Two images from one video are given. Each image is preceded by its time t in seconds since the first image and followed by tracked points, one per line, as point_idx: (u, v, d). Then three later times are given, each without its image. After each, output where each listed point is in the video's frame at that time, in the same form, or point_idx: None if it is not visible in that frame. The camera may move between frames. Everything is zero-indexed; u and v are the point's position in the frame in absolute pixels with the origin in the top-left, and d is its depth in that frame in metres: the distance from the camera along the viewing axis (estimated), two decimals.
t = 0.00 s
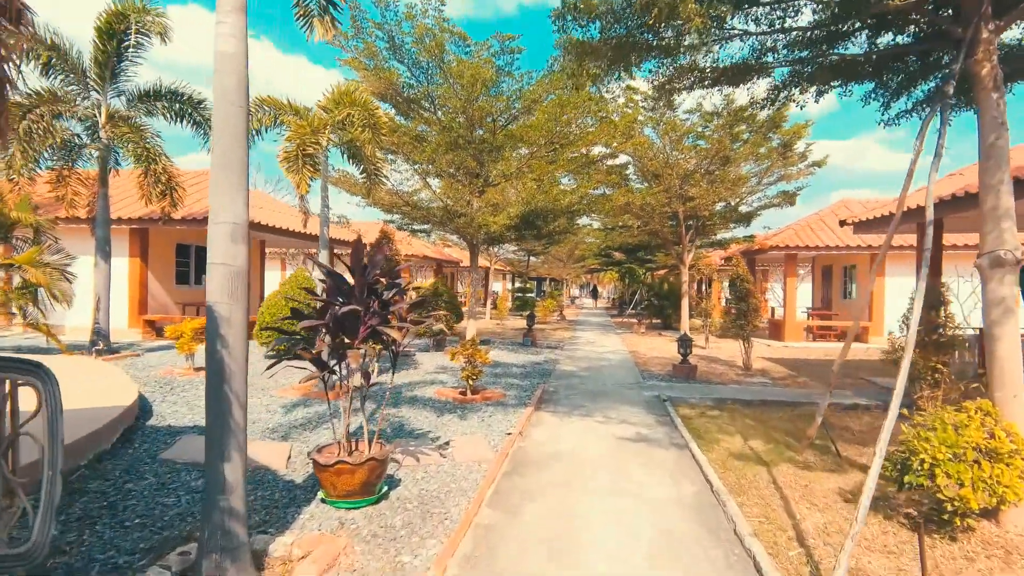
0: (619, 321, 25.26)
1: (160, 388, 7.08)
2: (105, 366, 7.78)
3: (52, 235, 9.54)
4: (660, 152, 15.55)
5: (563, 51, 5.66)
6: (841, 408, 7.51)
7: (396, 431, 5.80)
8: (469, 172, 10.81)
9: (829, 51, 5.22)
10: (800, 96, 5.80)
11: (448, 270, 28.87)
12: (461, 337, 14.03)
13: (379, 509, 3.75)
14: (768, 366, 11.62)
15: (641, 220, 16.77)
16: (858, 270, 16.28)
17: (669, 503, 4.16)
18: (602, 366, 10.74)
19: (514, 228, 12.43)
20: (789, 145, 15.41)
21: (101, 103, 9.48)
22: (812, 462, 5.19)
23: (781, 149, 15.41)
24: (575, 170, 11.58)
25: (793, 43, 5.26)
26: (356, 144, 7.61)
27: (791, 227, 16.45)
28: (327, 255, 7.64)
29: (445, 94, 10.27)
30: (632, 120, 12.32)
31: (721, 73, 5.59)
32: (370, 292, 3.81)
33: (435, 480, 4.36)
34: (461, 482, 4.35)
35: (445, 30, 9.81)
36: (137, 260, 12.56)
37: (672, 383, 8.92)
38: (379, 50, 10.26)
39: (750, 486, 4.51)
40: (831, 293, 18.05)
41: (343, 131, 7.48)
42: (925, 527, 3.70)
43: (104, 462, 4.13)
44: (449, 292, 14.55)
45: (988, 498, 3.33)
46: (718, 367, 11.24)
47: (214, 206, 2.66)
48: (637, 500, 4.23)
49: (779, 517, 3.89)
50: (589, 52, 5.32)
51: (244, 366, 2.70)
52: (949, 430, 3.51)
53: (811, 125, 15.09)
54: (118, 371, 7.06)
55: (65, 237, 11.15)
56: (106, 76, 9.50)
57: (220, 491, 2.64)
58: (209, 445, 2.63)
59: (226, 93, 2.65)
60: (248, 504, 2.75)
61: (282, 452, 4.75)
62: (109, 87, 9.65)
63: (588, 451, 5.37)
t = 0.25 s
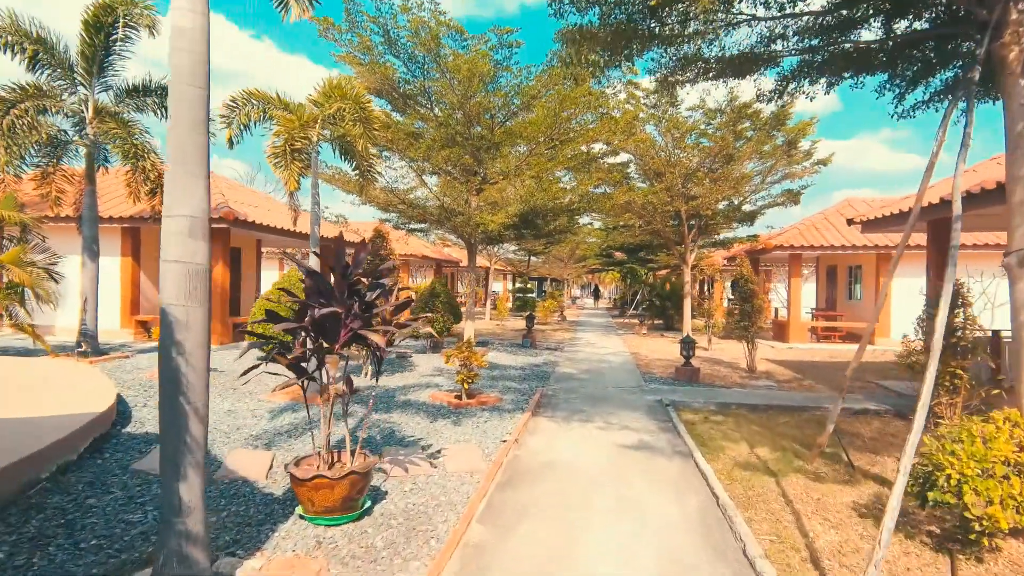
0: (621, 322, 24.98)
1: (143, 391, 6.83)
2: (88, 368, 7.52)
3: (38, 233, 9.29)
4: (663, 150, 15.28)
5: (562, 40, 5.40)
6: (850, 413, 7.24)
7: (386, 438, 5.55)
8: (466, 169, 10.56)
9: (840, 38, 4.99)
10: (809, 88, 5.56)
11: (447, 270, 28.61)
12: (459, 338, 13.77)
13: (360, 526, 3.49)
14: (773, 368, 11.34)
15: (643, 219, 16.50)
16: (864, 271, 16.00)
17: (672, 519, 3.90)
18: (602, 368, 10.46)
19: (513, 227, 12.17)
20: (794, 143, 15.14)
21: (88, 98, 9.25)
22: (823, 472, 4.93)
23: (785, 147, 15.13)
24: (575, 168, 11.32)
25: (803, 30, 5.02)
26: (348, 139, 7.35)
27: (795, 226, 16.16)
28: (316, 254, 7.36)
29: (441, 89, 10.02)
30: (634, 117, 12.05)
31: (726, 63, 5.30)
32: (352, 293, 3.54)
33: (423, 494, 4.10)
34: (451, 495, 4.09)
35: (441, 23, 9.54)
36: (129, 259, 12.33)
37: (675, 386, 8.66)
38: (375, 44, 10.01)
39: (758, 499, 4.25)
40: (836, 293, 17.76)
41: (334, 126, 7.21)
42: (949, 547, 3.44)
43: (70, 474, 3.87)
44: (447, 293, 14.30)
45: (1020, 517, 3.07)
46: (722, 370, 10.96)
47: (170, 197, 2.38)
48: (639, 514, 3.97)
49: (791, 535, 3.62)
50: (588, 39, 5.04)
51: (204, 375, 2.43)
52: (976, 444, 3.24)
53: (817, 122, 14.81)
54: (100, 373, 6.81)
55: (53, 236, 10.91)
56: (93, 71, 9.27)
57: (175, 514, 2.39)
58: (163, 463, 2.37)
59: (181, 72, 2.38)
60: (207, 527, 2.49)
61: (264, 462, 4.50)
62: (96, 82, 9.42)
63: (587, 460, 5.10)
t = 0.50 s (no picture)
0: (622, 322, 24.70)
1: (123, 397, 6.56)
2: (69, 372, 7.27)
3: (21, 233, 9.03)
4: (664, 148, 15.00)
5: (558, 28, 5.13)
6: (859, 420, 6.96)
7: (373, 447, 5.28)
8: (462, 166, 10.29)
9: (853, 26, 4.74)
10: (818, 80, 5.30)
11: (446, 270, 28.33)
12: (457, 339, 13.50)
13: (334, 549, 3.22)
14: (777, 371, 11.06)
15: (644, 218, 16.22)
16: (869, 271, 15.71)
17: (674, 539, 3.63)
18: (601, 371, 10.18)
19: (511, 226, 11.89)
20: (798, 141, 14.85)
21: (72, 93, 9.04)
22: (833, 485, 4.65)
23: (789, 145, 14.84)
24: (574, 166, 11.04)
25: (813, 16, 4.76)
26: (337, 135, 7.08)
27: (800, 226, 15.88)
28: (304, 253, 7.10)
29: (437, 84, 9.75)
30: (634, 114, 11.77)
31: (731, 52, 5.02)
32: (327, 297, 3.28)
33: (407, 511, 3.83)
34: (436, 512, 3.82)
35: (436, 15, 9.27)
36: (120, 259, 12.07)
37: (676, 391, 8.38)
38: (368, 39, 9.74)
39: (766, 516, 3.97)
40: (840, 294, 17.47)
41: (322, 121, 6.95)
42: (974, 573, 3.16)
43: (26, 490, 3.61)
44: (444, 293, 14.02)
45: None
46: (724, 372, 10.68)
47: (110, 189, 2.13)
48: (638, 534, 3.69)
49: (802, 558, 3.35)
50: (584, 25, 4.77)
51: (148, 390, 2.17)
52: (1007, 462, 2.97)
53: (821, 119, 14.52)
54: (80, 378, 6.55)
55: (40, 235, 10.66)
56: (78, 65, 9.02)
57: (114, 546, 2.12)
58: (100, 489, 2.11)
59: (121, 51, 2.13)
60: (153, 559, 2.23)
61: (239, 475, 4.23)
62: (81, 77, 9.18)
63: (583, 472, 4.83)
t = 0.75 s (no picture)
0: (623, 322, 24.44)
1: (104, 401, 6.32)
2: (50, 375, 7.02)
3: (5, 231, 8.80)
4: (666, 146, 14.74)
5: (556, 13, 4.87)
6: (869, 424, 6.70)
7: (360, 455, 5.02)
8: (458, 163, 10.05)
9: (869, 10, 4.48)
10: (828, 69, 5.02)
11: (446, 270, 28.09)
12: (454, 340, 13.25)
13: (309, 570, 2.97)
14: (782, 372, 10.80)
15: (645, 217, 15.96)
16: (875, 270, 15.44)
17: (677, 557, 3.37)
18: (602, 373, 9.92)
19: (509, 224, 11.63)
20: (802, 137, 14.58)
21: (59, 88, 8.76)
22: (846, 496, 4.39)
23: (793, 142, 14.56)
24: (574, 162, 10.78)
25: None
26: (327, 130, 6.82)
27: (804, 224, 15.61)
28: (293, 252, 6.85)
29: (432, 78, 9.49)
30: (635, 109, 11.51)
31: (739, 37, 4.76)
32: (301, 296, 3.03)
33: (391, 526, 3.57)
34: (423, 528, 3.56)
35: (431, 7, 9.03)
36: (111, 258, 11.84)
37: (679, 394, 8.11)
38: (362, 32, 9.48)
39: (776, 532, 3.71)
40: (845, 293, 17.20)
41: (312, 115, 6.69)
42: None
43: None
44: (442, 293, 13.78)
45: None
46: (728, 374, 10.42)
47: (38, 174, 1.88)
48: (639, 552, 3.43)
49: None
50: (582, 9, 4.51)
51: (83, 401, 1.92)
52: None
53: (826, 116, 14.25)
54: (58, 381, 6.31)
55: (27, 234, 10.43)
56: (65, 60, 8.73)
57: None
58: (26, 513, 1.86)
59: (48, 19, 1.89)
60: None
61: (215, 486, 3.98)
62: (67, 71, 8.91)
63: (582, 482, 4.57)
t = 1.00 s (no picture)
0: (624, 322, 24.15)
1: (84, 404, 6.06)
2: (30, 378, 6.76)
3: None
4: (669, 143, 14.46)
5: None
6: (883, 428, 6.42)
7: (348, 462, 4.75)
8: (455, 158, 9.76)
9: None
10: (843, 55, 4.77)
11: (446, 269, 27.84)
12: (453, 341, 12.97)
13: None
14: (788, 374, 10.51)
15: (648, 215, 15.68)
16: (882, 269, 15.15)
17: None
18: (604, 374, 9.64)
19: (508, 221, 11.35)
20: (808, 133, 14.28)
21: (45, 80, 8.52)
22: (865, 507, 4.12)
23: (799, 138, 14.27)
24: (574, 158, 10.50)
25: None
26: (318, 121, 6.54)
27: (809, 222, 15.32)
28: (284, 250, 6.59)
29: (429, 71, 9.22)
30: (638, 104, 11.24)
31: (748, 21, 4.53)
32: (275, 294, 2.75)
33: (377, 543, 3.30)
34: (410, 545, 3.29)
35: None
36: (101, 256, 11.59)
37: (683, 396, 7.84)
38: (357, 24, 9.22)
39: (793, 548, 3.44)
40: (851, 293, 16.91)
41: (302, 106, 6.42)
42: None
43: None
44: (441, 292, 13.51)
45: None
46: (733, 376, 10.14)
47: None
48: (645, 570, 3.16)
49: None
50: None
51: None
52: None
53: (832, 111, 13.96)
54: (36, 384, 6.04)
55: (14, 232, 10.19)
56: (50, 52, 8.48)
57: None
58: None
59: None
60: None
61: (188, 498, 3.69)
62: (54, 63, 8.66)
63: (583, 492, 4.29)
